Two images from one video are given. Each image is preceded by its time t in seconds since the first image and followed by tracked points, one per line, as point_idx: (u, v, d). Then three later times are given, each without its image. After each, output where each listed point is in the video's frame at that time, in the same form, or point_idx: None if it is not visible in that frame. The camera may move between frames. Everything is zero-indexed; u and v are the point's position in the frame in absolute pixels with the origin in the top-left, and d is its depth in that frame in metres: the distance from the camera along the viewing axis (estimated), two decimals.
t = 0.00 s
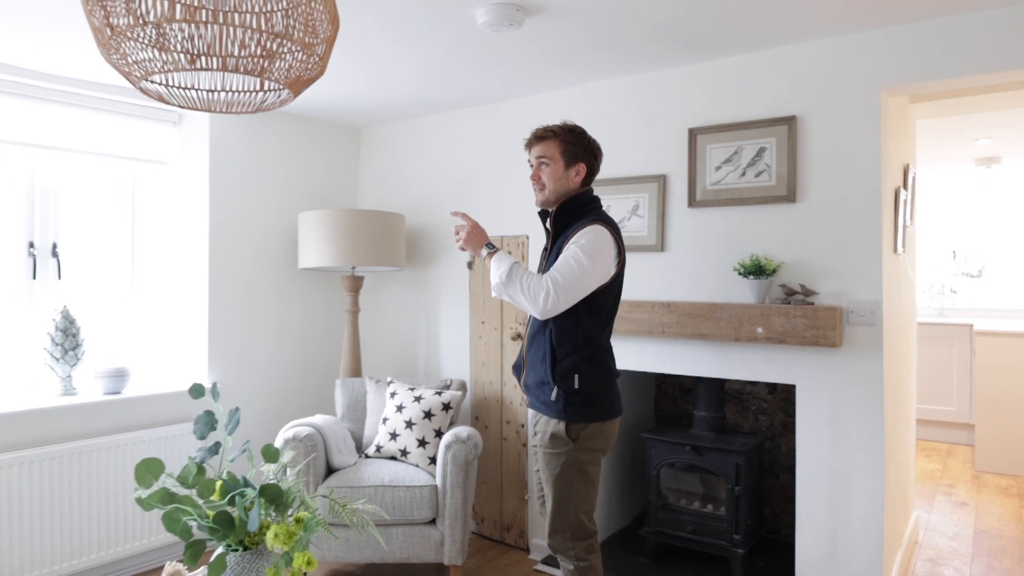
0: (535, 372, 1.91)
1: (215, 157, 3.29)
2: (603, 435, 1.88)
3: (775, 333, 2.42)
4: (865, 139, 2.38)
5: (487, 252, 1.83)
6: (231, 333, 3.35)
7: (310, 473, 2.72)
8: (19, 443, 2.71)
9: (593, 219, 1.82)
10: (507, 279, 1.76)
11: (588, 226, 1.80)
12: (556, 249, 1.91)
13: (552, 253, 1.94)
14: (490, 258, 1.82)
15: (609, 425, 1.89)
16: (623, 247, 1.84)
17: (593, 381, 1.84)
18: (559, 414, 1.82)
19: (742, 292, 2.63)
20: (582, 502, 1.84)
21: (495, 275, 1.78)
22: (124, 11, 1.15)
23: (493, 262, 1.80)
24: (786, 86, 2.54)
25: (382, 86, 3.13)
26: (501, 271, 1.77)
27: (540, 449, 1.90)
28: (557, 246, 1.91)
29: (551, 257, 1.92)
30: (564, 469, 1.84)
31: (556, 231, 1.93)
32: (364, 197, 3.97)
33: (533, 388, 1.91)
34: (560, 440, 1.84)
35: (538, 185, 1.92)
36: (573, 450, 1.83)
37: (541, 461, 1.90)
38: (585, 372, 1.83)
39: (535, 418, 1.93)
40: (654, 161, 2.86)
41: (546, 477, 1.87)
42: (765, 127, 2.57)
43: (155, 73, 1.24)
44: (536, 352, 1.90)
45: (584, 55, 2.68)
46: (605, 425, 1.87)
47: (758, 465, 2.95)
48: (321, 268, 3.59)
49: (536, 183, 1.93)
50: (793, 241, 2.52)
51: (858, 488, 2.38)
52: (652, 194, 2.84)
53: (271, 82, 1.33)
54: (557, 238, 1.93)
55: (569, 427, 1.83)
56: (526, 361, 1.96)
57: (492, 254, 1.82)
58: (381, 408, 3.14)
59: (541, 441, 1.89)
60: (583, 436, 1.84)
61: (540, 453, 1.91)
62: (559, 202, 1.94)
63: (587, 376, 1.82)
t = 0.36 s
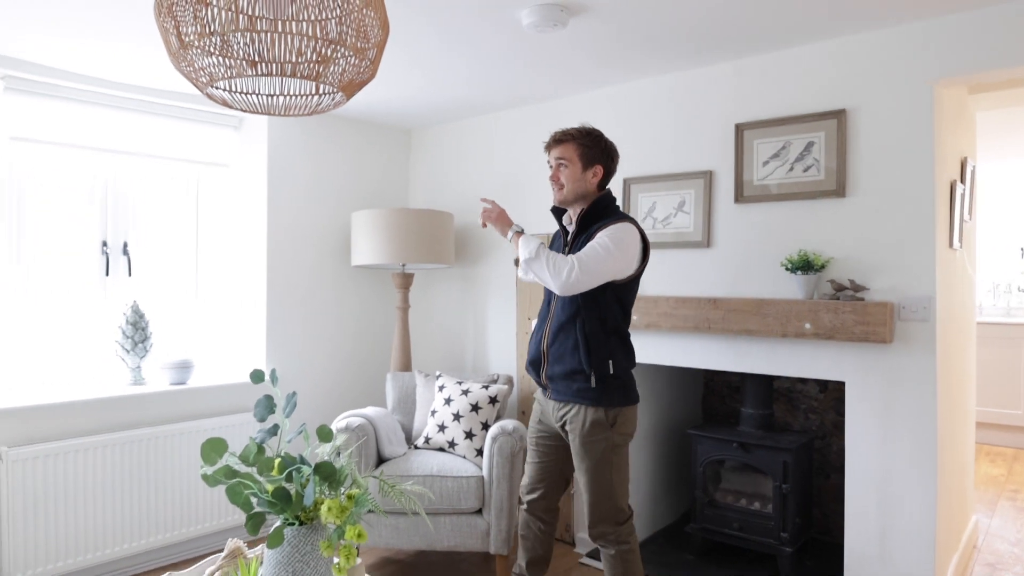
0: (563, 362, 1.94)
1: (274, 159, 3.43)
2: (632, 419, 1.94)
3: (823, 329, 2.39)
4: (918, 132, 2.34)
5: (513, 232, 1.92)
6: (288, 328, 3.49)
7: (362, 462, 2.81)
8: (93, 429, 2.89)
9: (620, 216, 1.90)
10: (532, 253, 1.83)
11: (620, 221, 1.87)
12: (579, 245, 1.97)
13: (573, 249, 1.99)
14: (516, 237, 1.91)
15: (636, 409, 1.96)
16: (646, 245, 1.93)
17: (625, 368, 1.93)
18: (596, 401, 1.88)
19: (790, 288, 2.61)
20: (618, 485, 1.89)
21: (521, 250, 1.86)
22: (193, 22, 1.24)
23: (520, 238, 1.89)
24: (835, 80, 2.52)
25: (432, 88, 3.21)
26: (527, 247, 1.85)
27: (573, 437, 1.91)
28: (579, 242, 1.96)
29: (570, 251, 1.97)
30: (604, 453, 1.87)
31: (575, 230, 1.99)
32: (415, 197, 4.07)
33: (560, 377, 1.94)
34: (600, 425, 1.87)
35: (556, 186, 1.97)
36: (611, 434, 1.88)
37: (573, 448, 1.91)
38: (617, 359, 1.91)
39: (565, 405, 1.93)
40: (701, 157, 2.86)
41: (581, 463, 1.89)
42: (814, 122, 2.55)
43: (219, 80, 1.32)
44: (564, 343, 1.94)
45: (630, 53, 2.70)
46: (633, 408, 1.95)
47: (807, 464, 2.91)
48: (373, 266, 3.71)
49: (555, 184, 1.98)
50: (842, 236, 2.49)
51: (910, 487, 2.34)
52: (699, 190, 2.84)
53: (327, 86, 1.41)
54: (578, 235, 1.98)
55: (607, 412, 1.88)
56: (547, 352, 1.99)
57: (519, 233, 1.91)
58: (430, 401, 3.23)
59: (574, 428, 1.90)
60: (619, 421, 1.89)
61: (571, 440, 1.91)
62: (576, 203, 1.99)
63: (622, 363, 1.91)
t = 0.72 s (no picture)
0: (546, 347, 1.98)
1: (291, 157, 3.49)
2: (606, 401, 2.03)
3: (835, 321, 2.40)
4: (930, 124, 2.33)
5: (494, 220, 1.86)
6: (305, 323, 3.55)
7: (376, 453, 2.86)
8: (116, 420, 2.96)
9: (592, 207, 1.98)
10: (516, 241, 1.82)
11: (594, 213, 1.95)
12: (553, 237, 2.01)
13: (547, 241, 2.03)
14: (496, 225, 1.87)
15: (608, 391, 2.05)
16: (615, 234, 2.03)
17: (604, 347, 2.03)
18: (584, 379, 1.95)
19: (801, 281, 2.61)
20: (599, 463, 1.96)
21: (503, 238, 1.84)
22: (210, 17, 1.28)
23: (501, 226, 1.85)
24: (846, 73, 2.52)
25: (447, 85, 3.25)
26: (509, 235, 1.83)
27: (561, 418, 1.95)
28: (553, 234, 2.01)
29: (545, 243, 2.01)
30: (589, 430, 1.94)
31: (548, 224, 2.04)
32: (430, 194, 4.11)
33: (545, 362, 1.98)
34: (587, 404, 1.95)
35: (541, 180, 1.99)
36: (594, 412, 1.96)
37: (558, 428, 1.95)
38: (598, 339, 2.02)
39: (549, 387, 1.97)
40: (713, 151, 2.87)
41: (568, 441, 1.93)
42: (826, 115, 2.55)
43: (236, 72, 1.36)
44: (546, 329, 1.98)
45: (642, 48, 2.72)
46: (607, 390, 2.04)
47: (819, 458, 2.91)
48: (388, 261, 3.76)
49: (540, 179, 2.00)
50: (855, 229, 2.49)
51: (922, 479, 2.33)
52: (711, 184, 2.86)
53: (340, 78, 1.44)
54: (550, 229, 2.03)
55: (591, 389, 1.96)
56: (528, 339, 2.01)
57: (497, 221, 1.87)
58: (444, 394, 3.27)
59: (561, 407, 1.95)
60: (600, 399, 1.98)
61: (556, 420, 1.96)
62: (555, 200, 2.05)
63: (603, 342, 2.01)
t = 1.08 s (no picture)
0: (555, 340, 1.99)
1: (294, 153, 3.51)
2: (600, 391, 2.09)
3: (834, 315, 2.40)
4: (929, 119, 2.34)
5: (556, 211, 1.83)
6: (307, 319, 3.56)
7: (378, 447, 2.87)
8: (120, 414, 2.98)
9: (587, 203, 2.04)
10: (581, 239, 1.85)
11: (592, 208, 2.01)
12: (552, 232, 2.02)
13: (544, 236, 2.03)
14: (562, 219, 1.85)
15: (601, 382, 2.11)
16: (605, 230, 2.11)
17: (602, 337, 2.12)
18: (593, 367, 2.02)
19: (801, 276, 2.62)
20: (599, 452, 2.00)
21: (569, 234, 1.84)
22: (212, 9, 1.29)
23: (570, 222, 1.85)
24: (846, 68, 2.53)
25: (448, 82, 3.26)
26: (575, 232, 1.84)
27: (560, 403, 1.97)
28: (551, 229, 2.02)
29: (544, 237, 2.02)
30: (593, 420, 1.99)
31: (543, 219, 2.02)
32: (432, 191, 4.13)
33: (555, 355, 1.98)
34: (591, 392, 1.99)
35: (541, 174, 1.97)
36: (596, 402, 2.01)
37: (565, 420, 1.97)
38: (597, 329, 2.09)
39: (557, 381, 1.98)
40: (713, 147, 2.88)
41: (574, 433, 1.95)
42: (826, 110, 2.56)
43: (237, 63, 1.37)
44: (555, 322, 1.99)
45: (643, 44, 2.73)
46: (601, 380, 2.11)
47: (819, 452, 2.92)
48: (390, 258, 3.77)
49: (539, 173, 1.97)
50: (854, 224, 2.50)
51: (920, 472, 2.34)
52: (711, 180, 2.86)
53: (341, 70, 1.45)
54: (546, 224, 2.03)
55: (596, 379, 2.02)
56: (534, 334, 1.99)
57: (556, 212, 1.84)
58: (445, 389, 3.28)
59: (568, 400, 1.96)
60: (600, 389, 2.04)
61: (563, 413, 1.97)
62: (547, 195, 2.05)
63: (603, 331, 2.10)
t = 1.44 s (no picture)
0: (575, 336, 2.02)
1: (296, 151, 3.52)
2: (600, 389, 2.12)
3: (837, 312, 2.40)
4: (931, 116, 2.34)
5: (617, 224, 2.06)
6: (309, 316, 3.57)
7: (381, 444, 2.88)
8: (123, 412, 2.98)
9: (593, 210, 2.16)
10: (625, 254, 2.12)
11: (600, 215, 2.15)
12: (567, 230, 2.07)
13: (558, 233, 2.06)
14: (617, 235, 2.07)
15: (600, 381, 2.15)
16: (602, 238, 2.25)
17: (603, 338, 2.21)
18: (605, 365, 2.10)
19: (804, 273, 2.62)
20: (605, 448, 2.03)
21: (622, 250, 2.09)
22: (217, 4, 1.29)
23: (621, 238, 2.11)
24: (849, 66, 2.52)
25: (451, 79, 3.27)
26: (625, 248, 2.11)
27: (573, 398, 1.99)
28: (566, 226, 2.07)
29: (558, 233, 2.06)
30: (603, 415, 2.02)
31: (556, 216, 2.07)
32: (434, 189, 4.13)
33: (575, 351, 2.01)
34: (601, 388, 2.02)
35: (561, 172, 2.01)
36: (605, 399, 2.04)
37: (580, 415, 1.98)
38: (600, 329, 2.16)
39: (575, 376, 1.99)
40: (715, 144, 2.88)
41: (589, 428, 1.98)
42: (828, 108, 2.56)
43: (240, 58, 1.37)
44: (574, 319, 2.04)
45: (645, 42, 2.73)
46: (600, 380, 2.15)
47: (821, 450, 2.92)
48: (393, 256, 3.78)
49: (559, 170, 2.01)
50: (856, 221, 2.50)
51: (922, 468, 2.34)
52: (713, 177, 2.86)
53: (345, 67, 1.46)
54: (559, 222, 2.07)
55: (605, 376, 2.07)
56: (553, 329, 2.01)
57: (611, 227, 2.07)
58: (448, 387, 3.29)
59: (583, 394, 1.99)
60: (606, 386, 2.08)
61: (579, 408, 1.99)
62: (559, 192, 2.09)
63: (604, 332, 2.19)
